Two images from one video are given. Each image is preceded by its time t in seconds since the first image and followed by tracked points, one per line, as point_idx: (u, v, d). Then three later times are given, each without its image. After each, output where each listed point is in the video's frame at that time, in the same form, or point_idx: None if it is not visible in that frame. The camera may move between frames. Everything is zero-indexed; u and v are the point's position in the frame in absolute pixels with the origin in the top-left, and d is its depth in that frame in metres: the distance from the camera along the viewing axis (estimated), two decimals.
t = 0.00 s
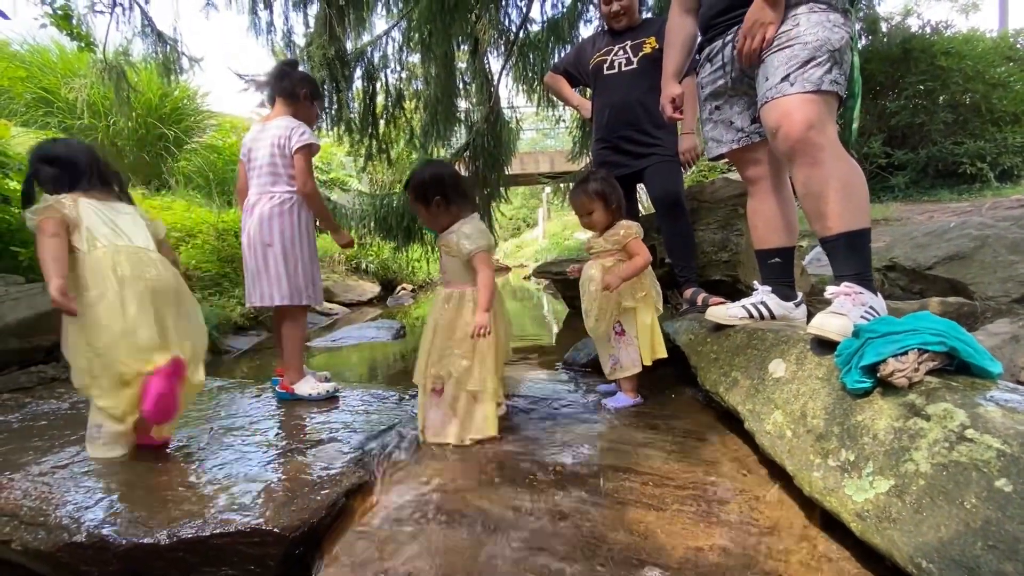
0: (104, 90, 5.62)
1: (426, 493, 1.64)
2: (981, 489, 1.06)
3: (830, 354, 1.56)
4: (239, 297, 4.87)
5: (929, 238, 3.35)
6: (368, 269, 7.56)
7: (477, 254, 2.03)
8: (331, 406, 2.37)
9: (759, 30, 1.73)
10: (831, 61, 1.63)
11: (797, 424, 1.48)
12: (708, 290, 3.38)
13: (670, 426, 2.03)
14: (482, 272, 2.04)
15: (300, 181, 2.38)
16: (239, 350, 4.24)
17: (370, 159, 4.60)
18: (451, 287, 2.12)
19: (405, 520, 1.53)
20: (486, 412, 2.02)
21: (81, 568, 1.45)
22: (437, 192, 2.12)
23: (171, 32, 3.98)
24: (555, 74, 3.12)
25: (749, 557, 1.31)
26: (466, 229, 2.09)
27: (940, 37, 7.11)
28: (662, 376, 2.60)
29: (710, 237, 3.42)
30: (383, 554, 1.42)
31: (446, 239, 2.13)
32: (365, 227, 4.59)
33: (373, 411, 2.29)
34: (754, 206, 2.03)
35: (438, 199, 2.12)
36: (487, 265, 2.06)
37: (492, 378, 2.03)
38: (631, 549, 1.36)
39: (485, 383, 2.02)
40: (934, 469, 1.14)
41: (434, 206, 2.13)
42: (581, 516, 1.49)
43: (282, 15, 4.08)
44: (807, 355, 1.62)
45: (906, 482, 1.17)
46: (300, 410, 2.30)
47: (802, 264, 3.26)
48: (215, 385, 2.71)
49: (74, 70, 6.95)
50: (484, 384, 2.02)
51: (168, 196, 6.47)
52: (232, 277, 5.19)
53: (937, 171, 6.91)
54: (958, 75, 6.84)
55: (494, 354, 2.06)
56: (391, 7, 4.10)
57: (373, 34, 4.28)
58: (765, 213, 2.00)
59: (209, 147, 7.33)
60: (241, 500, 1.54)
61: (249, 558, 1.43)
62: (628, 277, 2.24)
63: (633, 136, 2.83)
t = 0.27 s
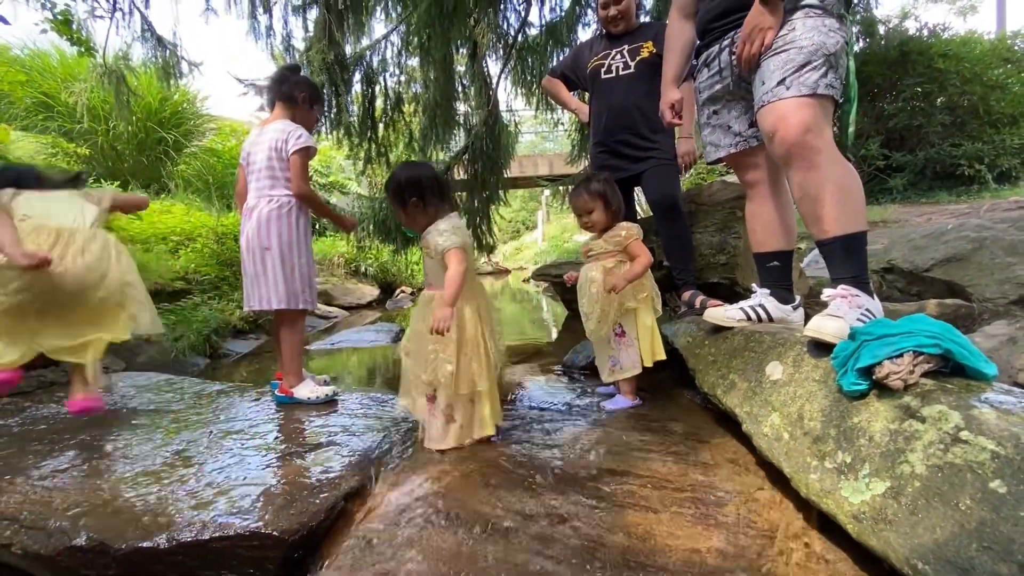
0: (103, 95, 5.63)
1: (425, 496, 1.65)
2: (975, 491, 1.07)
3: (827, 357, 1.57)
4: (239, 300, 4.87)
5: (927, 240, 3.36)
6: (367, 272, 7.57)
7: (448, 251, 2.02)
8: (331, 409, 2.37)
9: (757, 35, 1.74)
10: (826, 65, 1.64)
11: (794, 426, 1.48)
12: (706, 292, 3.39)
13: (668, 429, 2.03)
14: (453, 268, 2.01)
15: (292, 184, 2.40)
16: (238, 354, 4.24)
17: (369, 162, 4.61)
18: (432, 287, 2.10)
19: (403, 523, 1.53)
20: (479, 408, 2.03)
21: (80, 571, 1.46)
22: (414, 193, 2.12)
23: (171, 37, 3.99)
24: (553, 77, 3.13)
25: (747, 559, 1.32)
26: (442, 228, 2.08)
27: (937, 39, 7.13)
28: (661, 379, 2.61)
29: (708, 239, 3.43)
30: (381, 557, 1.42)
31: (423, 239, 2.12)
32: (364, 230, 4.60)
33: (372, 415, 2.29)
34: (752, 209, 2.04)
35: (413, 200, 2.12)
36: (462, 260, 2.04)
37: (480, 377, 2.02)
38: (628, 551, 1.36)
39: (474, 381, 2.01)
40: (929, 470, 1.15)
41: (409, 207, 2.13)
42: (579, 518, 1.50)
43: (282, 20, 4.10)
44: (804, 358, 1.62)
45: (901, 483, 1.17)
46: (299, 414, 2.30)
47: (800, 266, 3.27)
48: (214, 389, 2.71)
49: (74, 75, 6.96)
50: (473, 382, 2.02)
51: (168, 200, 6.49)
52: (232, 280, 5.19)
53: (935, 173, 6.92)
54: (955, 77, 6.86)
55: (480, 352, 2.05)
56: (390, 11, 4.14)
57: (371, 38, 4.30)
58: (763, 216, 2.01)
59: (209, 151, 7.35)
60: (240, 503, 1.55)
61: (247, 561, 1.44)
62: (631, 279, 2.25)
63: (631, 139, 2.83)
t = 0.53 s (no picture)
0: (107, 98, 5.65)
1: (429, 497, 1.65)
2: (980, 492, 1.07)
3: (830, 358, 1.57)
4: (242, 303, 4.88)
5: (929, 241, 3.36)
6: (370, 274, 7.58)
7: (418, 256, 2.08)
8: (335, 411, 2.38)
9: (760, 38, 1.74)
10: (828, 68, 1.65)
11: (797, 428, 1.48)
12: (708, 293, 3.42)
13: (671, 430, 2.04)
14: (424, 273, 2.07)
15: (294, 184, 2.40)
16: (242, 356, 4.24)
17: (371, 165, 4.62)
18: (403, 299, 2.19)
19: (407, 525, 1.53)
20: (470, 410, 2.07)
21: (87, 573, 1.46)
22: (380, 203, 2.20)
23: (174, 40, 4.01)
24: (554, 79, 3.14)
25: (752, 561, 1.32)
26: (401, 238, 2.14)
27: (939, 40, 7.13)
28: (664, 380, 2.61)
29: (710, 241, 3.43)
30: (386, 558, 1.43)
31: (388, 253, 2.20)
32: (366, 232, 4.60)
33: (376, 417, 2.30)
34: (754, 210, 2.05)
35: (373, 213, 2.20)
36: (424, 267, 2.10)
37: (464, 379, 2.09)
38: (633, 552, 1.37)
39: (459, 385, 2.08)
40: (933, 471, 1.15)
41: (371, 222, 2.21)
42: (583, 520, 1.50)
43: (284, 23, 4.11)
44: (807, 359, 1.62)
45: (906, 485, 1.17)
46: (303, 416, 2.31)
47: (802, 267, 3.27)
48: (217, 391, 2.72)
49: (78, 78, 6.99)
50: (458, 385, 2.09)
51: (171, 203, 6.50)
52: (235, 283, 5.20)
53: (938, 173, 6.91)
54: (957, 77, 6.86)
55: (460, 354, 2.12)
56: (393, 14, 4.16)
57: (374, 40, 4.31)
58: (765, 218, 2.01)
59: (212, 153, 7.37)
60: (244, 505, 1.55)
61: (252, 562, 1.44)
62: (636, 283, 2.25)
63: (632, 141, 2.84)
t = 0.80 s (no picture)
0: (109, 100, 5.67)
1: (433, 498, 1.65)
2: (983, 492, 1.07)
3: (832, 358, 1.57)
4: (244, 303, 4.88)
5: (931, 241, 3.35)
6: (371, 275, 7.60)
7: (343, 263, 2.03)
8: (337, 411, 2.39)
9: (761, 39, 1.75)
10: (829, 68, 1.65)
11: (800, 428, 1.49)
12: (710, 293, 3.40)
13: (673, 431, 2.04)
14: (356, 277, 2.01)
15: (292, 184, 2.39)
16: (244, 357, 4.25)
17: (373, 166, 4.63)
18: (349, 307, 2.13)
19: (409, 526, 1.54)
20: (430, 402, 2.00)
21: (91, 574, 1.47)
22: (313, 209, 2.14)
23: (176, 43, 4.02)
24: (555, 81, 3.15)
25: (754, 562, 1.32)
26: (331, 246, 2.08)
27: (940, 39, 7.13)
28: (666, 381, 2.61)
29: (712, 241, 3.43)
30: (388, 559, 1.43)
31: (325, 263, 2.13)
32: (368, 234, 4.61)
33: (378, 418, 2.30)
34: (755, 211, 2.05)
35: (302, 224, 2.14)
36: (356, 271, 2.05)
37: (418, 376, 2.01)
38: (635, 553, 1.37)
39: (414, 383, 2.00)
40: (936, 472, 1.15)
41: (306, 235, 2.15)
42: (586, 521, 1.50)
43: (286, 25, 4.12)
44: (809, 360, 1.62)
45: (909, 485, 1.17)
46: (306, 417, 2.31)
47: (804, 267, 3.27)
48: (220, 392, 2.72)
49: (80, 81, 7.01)
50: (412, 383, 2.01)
51: (173, 205, 6.51)
52: (238, 284, 5.21)
53: (940, 173, 6.91)
54: (959, 77, 6.85)
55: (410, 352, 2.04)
56: (394, 15, 4.18)
57: (375, 42, 4.31)
58: (766, 219, 2.02)
59: (214, 155, 7.38)
60: (247, 506, 1.56)
61: (255, 563, 1.45)
62: (634, 288, 2.26)
63: (633, 141, 2.84)
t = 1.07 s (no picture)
0: (110, 101, 5.67)
1: (434, 497, 1.65)
2: (986, 489, 1.07)
3: (833, 357, 1.57)
4: (246, 303, 4.89)
5: (933, 240, 3.35)
6: (372, 274, 7.60)
7: (289, 261, 2.00)
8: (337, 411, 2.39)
9: (760, 38, 1.74)
10: (829, 67, 1.64)
11: (801, 427, 1.48)
12: (712, 292, 3.39)
13: (674, 429, 2.04)
14: (297, 277, 2.00)
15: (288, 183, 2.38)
16: (245, 357, 4.25)
17: (374, 166, 4.63)
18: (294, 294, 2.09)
19: (411, 524, 1.54)
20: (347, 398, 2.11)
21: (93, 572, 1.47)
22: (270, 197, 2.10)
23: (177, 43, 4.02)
24: (556, 80, 3.15)
25: (755, 561, 1.32)
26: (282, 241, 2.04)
27: (942, 38, 7.11)
28: (667, 380, 2.61)
29: (713, 240, 3.43)
30: (389, 558, 1.43)
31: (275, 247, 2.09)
32: (369, 233, 4.61)
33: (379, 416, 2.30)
34: (756, 209, 2.04)
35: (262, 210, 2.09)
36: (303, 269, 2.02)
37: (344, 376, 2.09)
38: (637, 552, 1.37)
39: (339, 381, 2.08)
40: (938, 469, 1.15)
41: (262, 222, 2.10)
42: (587, 519, 1.50)
43: (286, 25, 4.12)
44: (810, 358, 1.62)
45: (910, 483, 1.17)
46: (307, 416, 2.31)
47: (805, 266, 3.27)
48: (222, 391, 2.73)
49: (82, 81, 7.02)
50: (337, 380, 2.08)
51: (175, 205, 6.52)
52: (239, 284, 5.22)
53: (942, 172, 6.89)
54: (961, 75, 6.83)
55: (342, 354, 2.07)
56: (394, 14, 4.19)
57: (376, 42, 4.31)
58: (767, 217, 2.01)
59: (215, 155, 7.40)
60: (248, 505, 1.55)
61: (257, 562, 1.45)
62: (628, 290, 2.26)
63: (635, 140, 2.84)
